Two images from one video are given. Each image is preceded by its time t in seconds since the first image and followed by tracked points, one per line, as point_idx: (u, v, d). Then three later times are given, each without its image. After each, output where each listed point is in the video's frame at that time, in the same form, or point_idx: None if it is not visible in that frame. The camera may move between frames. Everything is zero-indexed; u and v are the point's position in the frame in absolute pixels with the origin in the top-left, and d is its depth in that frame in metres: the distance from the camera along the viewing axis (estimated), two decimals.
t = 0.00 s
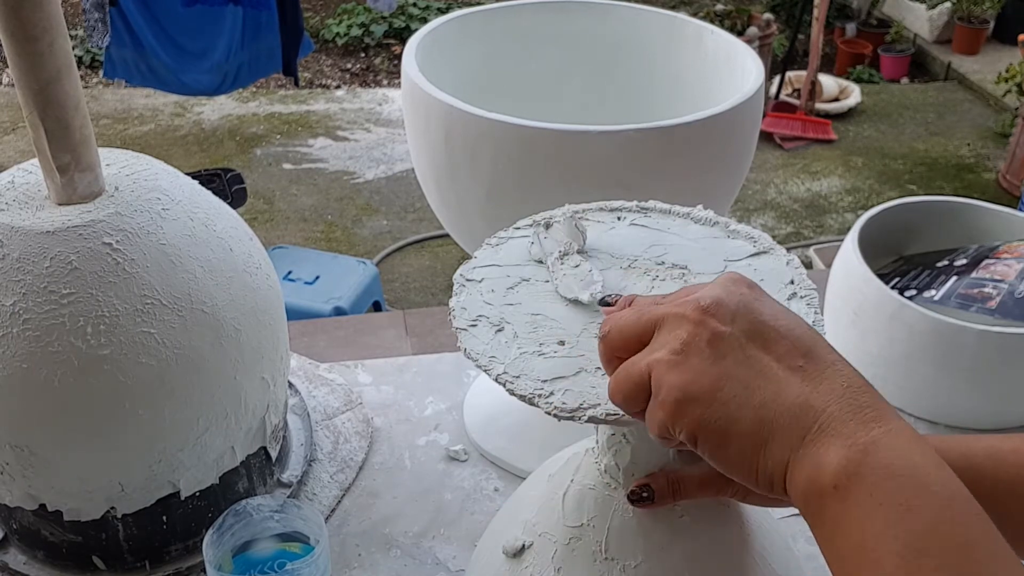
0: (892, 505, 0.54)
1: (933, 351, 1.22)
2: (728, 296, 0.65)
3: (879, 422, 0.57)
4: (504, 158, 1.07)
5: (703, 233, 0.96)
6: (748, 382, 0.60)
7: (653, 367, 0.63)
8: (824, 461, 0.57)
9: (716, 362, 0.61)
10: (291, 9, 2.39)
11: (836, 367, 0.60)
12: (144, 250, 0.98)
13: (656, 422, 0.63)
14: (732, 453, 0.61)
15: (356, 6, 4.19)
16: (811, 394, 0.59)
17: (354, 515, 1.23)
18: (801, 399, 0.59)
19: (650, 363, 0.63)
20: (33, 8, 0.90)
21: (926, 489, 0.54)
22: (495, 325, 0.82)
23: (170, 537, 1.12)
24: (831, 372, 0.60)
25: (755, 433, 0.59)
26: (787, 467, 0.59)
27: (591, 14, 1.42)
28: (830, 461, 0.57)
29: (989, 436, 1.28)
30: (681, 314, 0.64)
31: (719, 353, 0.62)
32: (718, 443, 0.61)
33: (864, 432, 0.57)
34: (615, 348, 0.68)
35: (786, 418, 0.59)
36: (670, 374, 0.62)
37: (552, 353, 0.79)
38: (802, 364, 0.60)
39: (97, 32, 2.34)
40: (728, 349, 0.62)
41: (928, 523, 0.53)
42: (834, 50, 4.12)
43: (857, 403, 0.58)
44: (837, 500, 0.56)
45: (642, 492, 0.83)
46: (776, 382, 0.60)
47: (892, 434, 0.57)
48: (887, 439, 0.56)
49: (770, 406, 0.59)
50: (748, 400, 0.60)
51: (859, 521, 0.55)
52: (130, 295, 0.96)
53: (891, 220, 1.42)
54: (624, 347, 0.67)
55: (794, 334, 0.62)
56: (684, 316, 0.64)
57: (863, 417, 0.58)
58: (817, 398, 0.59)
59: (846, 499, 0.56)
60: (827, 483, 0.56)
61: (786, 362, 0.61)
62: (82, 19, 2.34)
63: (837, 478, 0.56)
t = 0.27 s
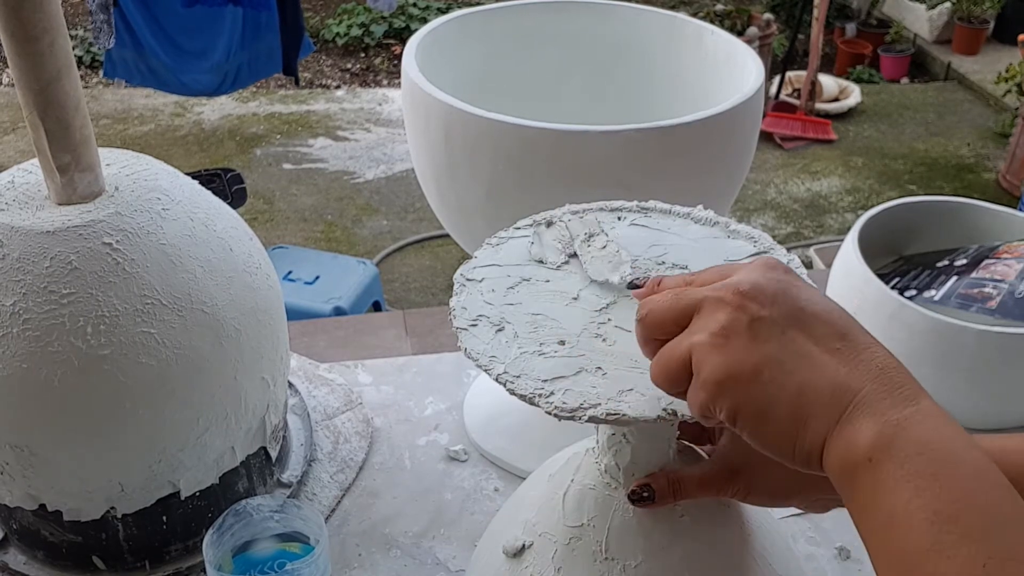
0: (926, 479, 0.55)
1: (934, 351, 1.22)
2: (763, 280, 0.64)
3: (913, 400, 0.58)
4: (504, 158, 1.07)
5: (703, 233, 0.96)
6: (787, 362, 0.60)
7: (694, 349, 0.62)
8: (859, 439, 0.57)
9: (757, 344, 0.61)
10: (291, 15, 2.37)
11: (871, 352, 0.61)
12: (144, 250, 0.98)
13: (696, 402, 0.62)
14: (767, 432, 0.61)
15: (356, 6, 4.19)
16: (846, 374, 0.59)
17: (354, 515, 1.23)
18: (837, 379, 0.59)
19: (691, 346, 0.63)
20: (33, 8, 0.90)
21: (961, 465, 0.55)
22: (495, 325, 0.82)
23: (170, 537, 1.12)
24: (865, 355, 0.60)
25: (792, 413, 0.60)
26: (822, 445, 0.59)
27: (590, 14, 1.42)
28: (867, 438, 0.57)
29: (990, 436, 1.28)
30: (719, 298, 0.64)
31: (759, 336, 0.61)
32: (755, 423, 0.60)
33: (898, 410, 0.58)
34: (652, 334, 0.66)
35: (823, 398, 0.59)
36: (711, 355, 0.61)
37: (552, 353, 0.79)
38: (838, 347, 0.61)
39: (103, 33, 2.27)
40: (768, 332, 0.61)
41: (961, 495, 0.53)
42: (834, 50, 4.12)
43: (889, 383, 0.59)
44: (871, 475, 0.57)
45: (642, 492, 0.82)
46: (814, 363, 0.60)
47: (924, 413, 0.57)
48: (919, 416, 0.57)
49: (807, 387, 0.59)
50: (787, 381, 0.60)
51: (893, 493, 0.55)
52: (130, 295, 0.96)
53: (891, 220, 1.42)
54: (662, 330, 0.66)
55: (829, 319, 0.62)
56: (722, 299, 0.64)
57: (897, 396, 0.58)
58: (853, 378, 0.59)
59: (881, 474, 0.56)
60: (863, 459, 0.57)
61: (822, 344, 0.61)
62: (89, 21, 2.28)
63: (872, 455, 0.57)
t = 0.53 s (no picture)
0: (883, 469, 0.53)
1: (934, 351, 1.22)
2: (703, 269, 0.61)
3: (865, 379, 0.55)
4: (504, 158, 1.07)
5: (703, 233, 0.96)
6: (735, 360, 0.58)
7: (643, 358, 0.60)
8: (815, 433, 0.55)
9: (703, 346, 0.58)
10: (291, 9, 2.36)
11: (821, 327, 0.57)
12: (144, 249, 0.98)
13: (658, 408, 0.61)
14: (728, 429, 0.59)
15: (356, 6, 4.19)
16: (794, 365, 0.56)
17: (354, 515, 1.23)
18: (784, 370, 0.56)
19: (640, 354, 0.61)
20: (33, 8, 0.90)
21: (917, 450, 0.52)
22: (495, 325, 0.82)
23: (170, 537, 1.12)
24: (815, 337, 0.57)
25: (746, 410, 0.58)
26: (784, 437, 0.57)
27: (590, 14, 1.42)
28: (822, 431, 0.55)
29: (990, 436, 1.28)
30: (659, 299, 0.61)
31: (704, 336, 0.58)
32: (715, 424, 0.59)
33: (850, 397, 0.55)
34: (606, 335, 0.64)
35: (774, 393, 0.57)
36: (659, 365, 0.59)
37: (552, 352, 0.78)
38: (785, 331, 0.57)
39: (103, 31, 2.27)
40: (711, 330, 0.58)
41: (920, 482, 0.52)
42: (834, 50, 4.12)
43: (841, 364, 0.56)
44: (831, 469, 0.55)
45: (642, 492, 0.83)
46: (763, 357, 0.57)
47: (877, 395, 0.55)
48: (871, 400, 0.55)
49: (760, 381, 0.57)
50: (739, 379, 0.57)
51: (852, 486, 0.54)
52: (130, 295, 0.96)
53: (891, 220, 1.42)
54: (616, 332, 0.63)
55: (773, 299, 0.58)
56: (662, 300, 0.61)
57: (847, 379, 0.55)
58: (802, 368, 0.56)
59: (838, 468, 0.54)
60: (821, 453, 0.55)
61: (769, 334, 0.58)
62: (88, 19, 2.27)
63: (829, 447, 0.55)
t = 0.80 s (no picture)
0: (912, 461, 0.57)
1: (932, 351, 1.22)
2: (761, 268, 0.66)
3: (900, 386, 0.60)
4: (504, 159, 1.08)
5: (703, 233, 0.96)
6: (782, 351, 0.62)
7: (692, 341, 0.65)
8: (850, 426, 0.59)
9: (752, 334, 0.63)
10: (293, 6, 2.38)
11: (864, 335, 0.62)
12: (145, 250, 0.99)
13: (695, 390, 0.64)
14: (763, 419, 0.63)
15: (356, 7, 4.20)
16: (836, 363, 0.61)
17: (354, 514, 1.23)
18: (827, 365, 0.61)
19: (689, 338, 0.65)
20: (34, 9, 0.90)
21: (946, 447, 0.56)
22: (495, 325, 0.82)
23: (171, 537, 1.13)
24: (858, 342, 0.62)
25: (785, 400, 0.62)
26: (817, 430, 0.61)
27: (590, 14, 1.43)
28: (857, 424, 0.59)
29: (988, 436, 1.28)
30: (715, 290, 0.66)
31: (754, 326, 0.63)
32: (753, 410, 0.63)
33: (886, 397, 0.59)
34: (652, 324, 0.69)
35: (813, 385, 0.61)
36: (708, 347, 0.63)
37: (553, 352, 0.79)
38: (829, 333, 0.62)
39: (102, 32, 2.39)
40: (762, 322, 0.63)
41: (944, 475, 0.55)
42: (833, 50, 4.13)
43: (877, 368, 0.61)
44: (862, 460, 0.59)
45: (642, 491, 0.83)
46: (807, 352, 0.62)
47: (910, 398, 0.59)
48: (904, 402, 0.59)
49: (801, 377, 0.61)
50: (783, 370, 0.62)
51: (881, 474, 0.57)
52: (131, 295, 0.97)
53: (889, 221, 1.43)
54: (665, 321, 0.68)
55: (825, 305, 0.63)
56: (718, 290, 0.65)
57: (884, 384, 0.60)
58: (843, 366, 0.61)
59: (868, 458, 0.58)
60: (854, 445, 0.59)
61: (816, 333, 0.62)
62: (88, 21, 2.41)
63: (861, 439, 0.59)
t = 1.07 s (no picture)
0: (923, 514, 0.50)
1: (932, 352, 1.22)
2: (750, 299, 0.59)
3: (911, 422, 0.52)
4: (504, 159, 1.08)
5: (703, 234, 0.96)
6: (774, 394, 0.56)
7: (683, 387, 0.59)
8: (852, 471, 0.53)
9: (739, 377, 0.57)
10: (291, 7, 2.35)
11: (861, 358, 0.54)
12: (145, 250, 0.99)
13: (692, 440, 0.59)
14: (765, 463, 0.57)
15: (356, 7, 4.20)
16: (829, 401, 0.54)
17: (354, 514, 1.23)
18: (824, 405, 0.54)
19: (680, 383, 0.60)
20: (34, 9, 0.90)
21: (961, 492, 0.50)
22: (496, 325, 0.82)
23: (171, 536, 1.13)
24: (856, 370, 0.54)
25: (784, 447, 0.56)
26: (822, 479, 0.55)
27: (590, 14, 1.42)
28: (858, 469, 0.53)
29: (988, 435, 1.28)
30: (705, 327, 0.60)
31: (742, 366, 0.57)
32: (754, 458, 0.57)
33: (894, 439, 0.52)
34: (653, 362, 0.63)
35: (810, 429, 0.54)
36: (698, 396, 0.58)
37: (553, 352, 0.79)
38: (823, 365, 0.55)
39: (105, 32, 2.33)
40: (752, 360, 0.57)
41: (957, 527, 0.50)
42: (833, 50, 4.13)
43: (883, 402, 0.53)
44: (873, 515, 0.53)
45: (642, 491, 0.83)
46: (801, 392, 0.55)
47: (922, 438, 0.51)
48: (915, 441, 0.51)
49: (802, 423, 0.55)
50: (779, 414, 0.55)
51: (895, 534, 0.51)
52: (131, 295, 0.97)
53: (888, 221, 1.43)
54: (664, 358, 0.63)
55: (816, 333, 0.56)
56: (707, 328, 0.60)
57: (888, 420, 0.52)
58: (837, 405, 0.54)
59: (875, 510, 0.52)
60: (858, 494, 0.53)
61: (807, 366, 0.56)
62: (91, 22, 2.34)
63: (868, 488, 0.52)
